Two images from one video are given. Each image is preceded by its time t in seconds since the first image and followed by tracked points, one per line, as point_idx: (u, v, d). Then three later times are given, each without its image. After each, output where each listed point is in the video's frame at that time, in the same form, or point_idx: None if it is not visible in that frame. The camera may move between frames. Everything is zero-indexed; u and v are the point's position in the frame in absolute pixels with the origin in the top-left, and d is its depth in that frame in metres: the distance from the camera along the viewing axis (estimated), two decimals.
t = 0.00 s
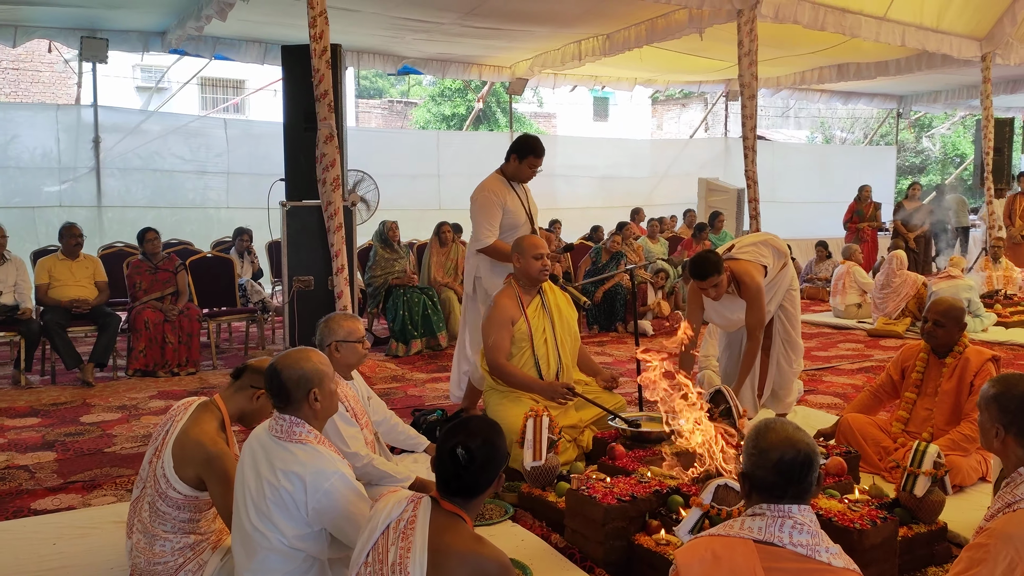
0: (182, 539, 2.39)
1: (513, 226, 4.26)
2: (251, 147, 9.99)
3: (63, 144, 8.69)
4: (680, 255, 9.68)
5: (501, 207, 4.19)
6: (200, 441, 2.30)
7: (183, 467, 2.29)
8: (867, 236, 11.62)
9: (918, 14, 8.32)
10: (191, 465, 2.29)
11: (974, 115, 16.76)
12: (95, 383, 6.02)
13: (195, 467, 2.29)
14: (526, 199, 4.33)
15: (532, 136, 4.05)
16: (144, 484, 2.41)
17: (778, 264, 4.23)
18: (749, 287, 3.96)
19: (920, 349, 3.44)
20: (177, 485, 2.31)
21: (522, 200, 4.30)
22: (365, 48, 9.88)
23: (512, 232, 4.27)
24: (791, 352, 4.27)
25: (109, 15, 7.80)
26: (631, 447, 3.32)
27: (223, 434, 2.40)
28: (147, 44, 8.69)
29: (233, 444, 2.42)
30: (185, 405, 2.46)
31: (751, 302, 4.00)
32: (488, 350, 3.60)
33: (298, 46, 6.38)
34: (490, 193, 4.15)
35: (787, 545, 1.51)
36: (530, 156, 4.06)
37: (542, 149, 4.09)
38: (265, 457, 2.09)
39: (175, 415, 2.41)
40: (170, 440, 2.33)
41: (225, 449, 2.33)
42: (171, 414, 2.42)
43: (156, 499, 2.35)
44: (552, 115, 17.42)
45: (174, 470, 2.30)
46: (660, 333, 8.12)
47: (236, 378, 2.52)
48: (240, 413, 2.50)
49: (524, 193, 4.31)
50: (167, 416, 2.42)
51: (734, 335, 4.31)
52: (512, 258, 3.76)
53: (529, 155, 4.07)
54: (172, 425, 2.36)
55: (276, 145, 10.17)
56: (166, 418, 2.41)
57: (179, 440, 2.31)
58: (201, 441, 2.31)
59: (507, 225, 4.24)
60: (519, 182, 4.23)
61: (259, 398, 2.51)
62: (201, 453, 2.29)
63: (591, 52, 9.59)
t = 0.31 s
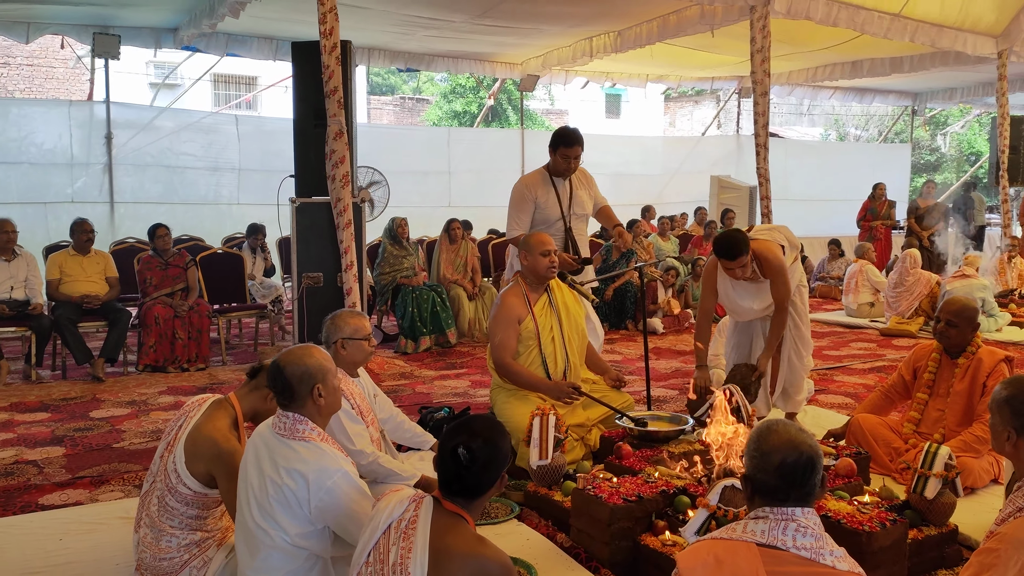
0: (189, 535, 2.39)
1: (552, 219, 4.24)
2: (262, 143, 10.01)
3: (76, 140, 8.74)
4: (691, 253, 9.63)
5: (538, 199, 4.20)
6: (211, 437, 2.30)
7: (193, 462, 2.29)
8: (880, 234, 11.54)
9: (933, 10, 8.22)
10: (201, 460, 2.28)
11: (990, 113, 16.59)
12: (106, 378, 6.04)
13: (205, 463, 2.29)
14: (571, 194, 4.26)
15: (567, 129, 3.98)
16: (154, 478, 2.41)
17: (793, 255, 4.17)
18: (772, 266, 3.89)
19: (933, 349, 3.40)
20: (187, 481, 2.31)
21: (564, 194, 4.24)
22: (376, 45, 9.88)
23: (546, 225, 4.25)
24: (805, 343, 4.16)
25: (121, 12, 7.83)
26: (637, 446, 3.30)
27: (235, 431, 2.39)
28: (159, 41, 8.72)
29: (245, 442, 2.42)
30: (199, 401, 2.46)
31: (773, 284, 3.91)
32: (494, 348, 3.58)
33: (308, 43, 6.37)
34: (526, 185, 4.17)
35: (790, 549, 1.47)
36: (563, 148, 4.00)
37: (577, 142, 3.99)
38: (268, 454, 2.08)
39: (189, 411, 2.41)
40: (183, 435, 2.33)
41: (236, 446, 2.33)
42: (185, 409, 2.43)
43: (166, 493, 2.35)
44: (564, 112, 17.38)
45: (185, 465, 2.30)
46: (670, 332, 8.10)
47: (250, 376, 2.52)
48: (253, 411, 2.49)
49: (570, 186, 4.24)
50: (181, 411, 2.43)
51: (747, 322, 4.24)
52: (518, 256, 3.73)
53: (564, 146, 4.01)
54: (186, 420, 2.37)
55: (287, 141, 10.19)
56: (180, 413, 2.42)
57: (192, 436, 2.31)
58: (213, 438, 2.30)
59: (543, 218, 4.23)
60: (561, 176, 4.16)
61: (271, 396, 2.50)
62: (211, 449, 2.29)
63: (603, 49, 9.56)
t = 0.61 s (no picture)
0: (187, 527, 2.39)
1: (553, 219, 4.25)
2: (263, 137, 10.00)
3: (77, 132, 8.73)
4: (692, 249, 9.62)
5: (540, 200, 4.22)
6: (210, 429, 2.30)
7: (192, 454, 2.29)
8: (882, 230, 11.52)
9: (937, 6, 8.18)
10: (200, 452, 2.28)
11: (994, 109, 16.53)
12: (106, 371, 6.05)
13: (204, 455, 2.28)
14: (574, 193, 4.23)
15: (564, 128, 3.97)
16: (153, 470, 2.41)
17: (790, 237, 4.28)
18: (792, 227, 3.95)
19: (933, 344, 3.38)
20: (185, 473, 2.31)
21: (566, 194, 4.22)
22: (378, 39, 9.85)
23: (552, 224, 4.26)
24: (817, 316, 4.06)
25: (122, 5, 7.81)
26: (637, 441, 3.30)
27: (234, 424, 2.39)
28: (160, 34, 8.70)
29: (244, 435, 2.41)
30: (199, 394, 2.46)
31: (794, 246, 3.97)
32: (492, 342, 3.58)
33: (309, 36, 6.36)
34: (528, 187, 4.23)
35: (788, 544, 1.46)
36: (560, 147, 3.99)
37: (573, 141, 3.96)
38: (266, 446, 2.08)
39: (188, 403, 2.41)
40: (181, 427, 2.33)
41: (235, 439, 2.32)
42: (185, 401, 2.43)
43: (164, 485, 2.35)
44: (566, 106, 17.35)
45: (184, 457, 2.30)
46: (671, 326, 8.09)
47: (251, 370, 2.51)
48: (254, 405, 2.48)
49: (572, 186, 4.21)
50: (180, 404, 2.43)
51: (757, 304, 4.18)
52: (517, 249, 3.72)
53: (561, 145, 4.00)
54: (185, 412, 2.37)
55: (288, 135, 10.17)
56: (180, 405, 2.42)
57: (191, 428, 2.31)
58: (212, 430, 2.30)
59: (543, 219, 4.24)
60: (560, 175, 4.15)
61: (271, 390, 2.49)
62: (210, 442, 2.28)
63: (605, 43, 9.53)
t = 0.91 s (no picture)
0: (172, 525, 2.35)
1: (539, 213, 4.27)
2: (246, 132, 9.91)
3: (57, 127, 8.61)
4: (677, 245, 9.66)
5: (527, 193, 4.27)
6: (196, 425, 2.27)
7: (178, 451, 2.26)
8: (864, 227, 11.61)
9: (919, 4, 8.24)
10: (186, 449, 2.25)
11: (975, 107, 16.70)
12: (88, 367, 5.97)
13: (190, 451, 2.26)
14: (560, 186, 4.22)
15: (547, 122, 3.97)
16: (137, 467, 2.37)
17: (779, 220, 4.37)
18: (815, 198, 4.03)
19: (918, 339, 3.40)
20: (171, 469, 2.28)
21: (552, 187, 4.22)
22: (362, 33, 9.79)
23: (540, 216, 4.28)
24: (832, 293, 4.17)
25: None
26: (624, 436, 3.30)
27: (220, 421, 2.36)
28: (142, 28, 8.60)
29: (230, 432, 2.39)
30: (184, 390, 2.43)
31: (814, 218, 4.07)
32: (479, 337, 3.57)
33: (293, 30, 6.30)
34: (516, 181, 4.28)
35: (779, 538, 1.46)
36: (543, 142, 3.99)
37: (554, 135, 3.95)
38: (253, 442, 2.06)
39: (172, 399, 2.38)
40: (166, 423, 2.30)
41: (222, 435, 2.30)
42: (169, 398, 2.40)
43: (149, 482, 2.31)
44: (551, 103, 17.34)
45: (170, 454, 2.27)
46: (656, 323, 8.11)
47: (237, 366, 2.49)
48: (240, 401, 2.46)
49: (558, 179, 4.20)
50: (165, 400, 2.40)
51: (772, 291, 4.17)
52: (505, 244, 3.72)
53: (545, 139, 3.98)
54: (169, 409, 2.34)
55: (272, 130, 10.09)
56: (164, 402, 2.39)
57: (176, 424, 2.28)
58: (198, 426, 2.27)
59: (530, 213, 4.29)
60: (546, 169, 4.16)
61: (257, 387, 2.47)
62: (196, 439, 2.25)
63: (591, 39, 9.52)
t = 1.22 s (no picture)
0: (152, 527, 2.31)
1: (527, 209, 4.30)
2: (217, 128, 9.77)
3: (22, 122, 8.42)
4: (652, 243, 9.72)
5: (517, 187, 4.30)
6: (178, 425, 2.23)
7: (159, 451, 2.22)
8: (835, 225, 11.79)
9: (889, 5, 8.36)
10: (167, 449, 2.21)
11: (940, 107, 17.01)
12: (58, 367, 5.85)
13: (171, 452, 2.21)
14: (548, 183, 4.23)
15: (535, 118, 3.99)
16: (116, 468, 2.33)
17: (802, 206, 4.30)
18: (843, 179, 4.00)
19: (895, 336, 3.45)
20: (151, 470, 2.23)
21: (540, 183, 4.24)
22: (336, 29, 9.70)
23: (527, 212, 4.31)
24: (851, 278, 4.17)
25: None
26: (607, 434, 3.31)
27: (202, 421, 2.33)
28: (110, 22, 8.42)
29: (212, 433, 2.35)
30: (165, 390, 2.39)
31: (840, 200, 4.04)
32: (460, 335, 3.56)
33: (268, 25, 6.22)
34: (507, 175, 4.32)
35: (775, 534, 1.47)
36: (531, 137, 4.01)
37: (540, 131, 3.98)
38: (236, 443, 2.02)
39: (153, 399, 2.34)
40: (147, 423, 2.26)
41: (204, 435, 2.26)
42: (149, 398, 2.35)
43: (129, 483, 2.27)
44: (524, 101, 17.33)
45: (150, 454, 2.22)
46: (632, 320, 8.16)
47: (220, 366, 2.45)
48: (223, 401, 2.42)
49: (546, 175, 4.22)
50: (145, 400, 2.36)
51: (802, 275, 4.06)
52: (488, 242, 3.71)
53: (534, 135, 3.99)
54: (150, 409, 2.30)
55: (243, 126, 9.95)
56: (144, 402, 2.34)
57: (157, 424, 2.24)
58: (180, 426, 2.23)
59: (518, 209, 4.32)
60: (536, 165, 4.17)
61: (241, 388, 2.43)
62: (178, 439, 2.22)
63: (566, 38, 9.53)
